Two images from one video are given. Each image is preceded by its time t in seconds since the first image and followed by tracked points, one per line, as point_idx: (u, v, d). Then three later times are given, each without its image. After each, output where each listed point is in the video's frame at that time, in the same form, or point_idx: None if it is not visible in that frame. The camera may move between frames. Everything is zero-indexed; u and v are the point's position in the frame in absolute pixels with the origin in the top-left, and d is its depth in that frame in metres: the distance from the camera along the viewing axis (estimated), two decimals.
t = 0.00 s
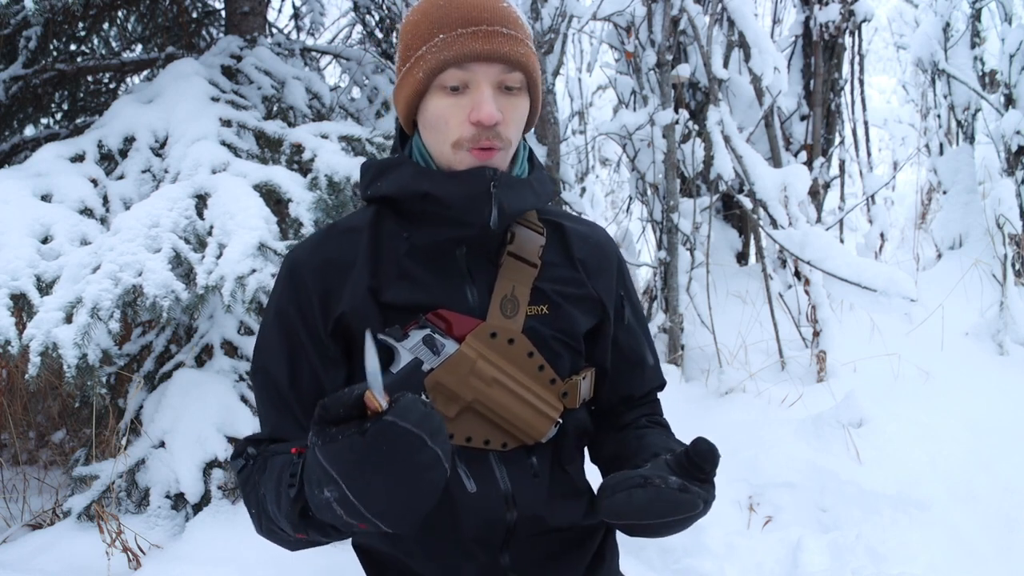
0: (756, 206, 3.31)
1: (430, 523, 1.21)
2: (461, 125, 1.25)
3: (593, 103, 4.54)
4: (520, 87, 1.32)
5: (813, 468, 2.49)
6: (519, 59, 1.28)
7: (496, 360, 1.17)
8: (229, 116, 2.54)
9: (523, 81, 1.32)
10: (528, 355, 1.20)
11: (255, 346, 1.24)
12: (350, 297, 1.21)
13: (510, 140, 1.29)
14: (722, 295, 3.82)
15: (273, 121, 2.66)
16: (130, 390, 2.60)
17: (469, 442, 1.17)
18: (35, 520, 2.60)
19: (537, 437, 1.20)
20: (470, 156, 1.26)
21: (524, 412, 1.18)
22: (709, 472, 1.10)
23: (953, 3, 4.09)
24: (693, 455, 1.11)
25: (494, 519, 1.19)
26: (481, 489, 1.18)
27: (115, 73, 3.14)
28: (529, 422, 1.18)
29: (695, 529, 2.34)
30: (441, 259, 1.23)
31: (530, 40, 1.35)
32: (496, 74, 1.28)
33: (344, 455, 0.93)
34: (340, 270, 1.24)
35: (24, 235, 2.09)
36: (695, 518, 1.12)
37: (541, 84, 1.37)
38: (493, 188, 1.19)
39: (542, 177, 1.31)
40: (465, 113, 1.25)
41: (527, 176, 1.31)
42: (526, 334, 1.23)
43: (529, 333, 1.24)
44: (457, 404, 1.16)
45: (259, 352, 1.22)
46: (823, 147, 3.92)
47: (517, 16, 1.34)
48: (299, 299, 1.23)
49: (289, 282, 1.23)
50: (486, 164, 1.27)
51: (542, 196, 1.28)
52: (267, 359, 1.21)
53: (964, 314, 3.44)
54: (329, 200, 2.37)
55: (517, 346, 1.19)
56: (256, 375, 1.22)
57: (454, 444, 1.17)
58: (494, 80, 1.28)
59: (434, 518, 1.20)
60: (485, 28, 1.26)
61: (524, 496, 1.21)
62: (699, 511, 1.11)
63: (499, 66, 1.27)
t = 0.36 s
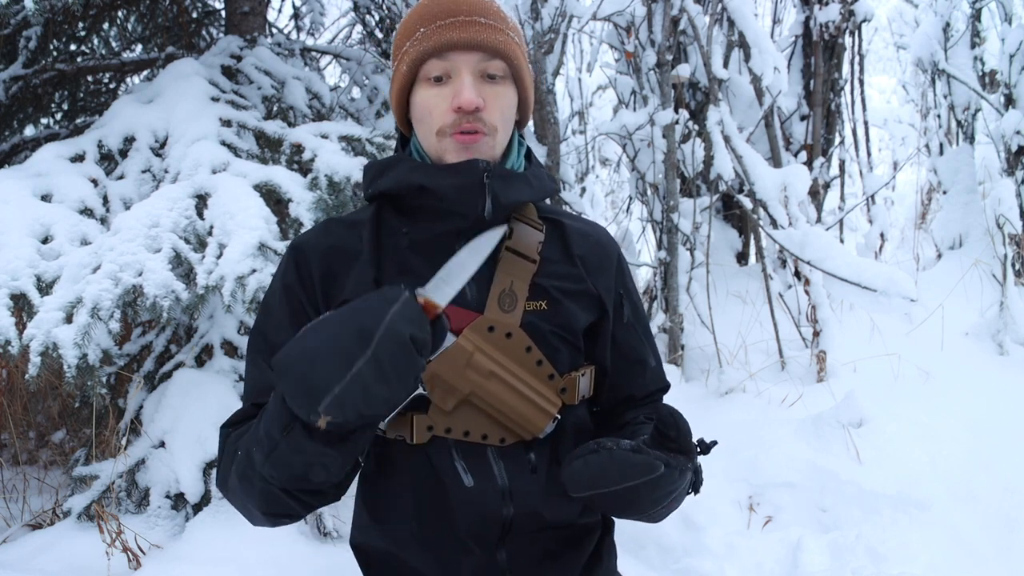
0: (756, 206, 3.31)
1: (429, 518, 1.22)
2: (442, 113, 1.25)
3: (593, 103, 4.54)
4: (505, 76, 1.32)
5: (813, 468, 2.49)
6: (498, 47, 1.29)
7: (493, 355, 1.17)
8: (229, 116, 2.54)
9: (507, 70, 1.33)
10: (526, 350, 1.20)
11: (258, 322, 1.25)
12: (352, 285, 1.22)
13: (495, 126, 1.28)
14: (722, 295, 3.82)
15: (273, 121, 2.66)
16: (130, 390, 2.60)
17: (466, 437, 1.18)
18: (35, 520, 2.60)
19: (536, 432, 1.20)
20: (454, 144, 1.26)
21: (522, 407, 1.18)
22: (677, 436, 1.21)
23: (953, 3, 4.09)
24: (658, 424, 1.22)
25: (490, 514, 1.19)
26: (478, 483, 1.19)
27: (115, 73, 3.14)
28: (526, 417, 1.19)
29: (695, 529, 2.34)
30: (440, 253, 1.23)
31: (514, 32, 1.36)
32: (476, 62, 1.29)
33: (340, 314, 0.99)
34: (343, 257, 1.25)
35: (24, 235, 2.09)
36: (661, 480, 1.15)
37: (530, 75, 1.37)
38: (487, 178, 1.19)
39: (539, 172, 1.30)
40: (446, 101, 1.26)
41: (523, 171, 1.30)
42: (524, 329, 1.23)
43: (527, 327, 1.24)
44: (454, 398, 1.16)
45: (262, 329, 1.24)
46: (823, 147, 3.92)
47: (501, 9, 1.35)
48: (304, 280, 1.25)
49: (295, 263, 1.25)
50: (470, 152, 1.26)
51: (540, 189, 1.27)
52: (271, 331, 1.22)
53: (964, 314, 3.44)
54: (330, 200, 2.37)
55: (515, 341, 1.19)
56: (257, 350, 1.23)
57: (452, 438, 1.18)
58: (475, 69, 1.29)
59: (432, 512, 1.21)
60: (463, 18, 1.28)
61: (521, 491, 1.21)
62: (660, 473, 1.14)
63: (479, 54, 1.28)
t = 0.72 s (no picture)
0: (756, 206, 3.31)
1: (427, 519, 1.22)
2: (437, 112, 1.25)
3: (593, 103, 4.54)
4: (499, 75, 1.33)
5: (812, 468, 2.49)
6: (491, 45, 1.29)
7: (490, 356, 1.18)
8: (229, 116, 2.54)
9: (500, 69, 1.33)
10: (522, 351, 1.20)
11: (252, 331, 1.24)
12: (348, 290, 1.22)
13: (490, 124, 1.28)
14: (722, 295, 3.82)
15: (273, 121, 2.66)
16: (130, 390, 2.60)
17: (464, 437, 1.18)
18: (35, 519, 2.60)
19: (532, 433, 1.20)
20: (450, 142, 1.26)
21: (518, 406, 1.18)
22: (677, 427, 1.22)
23: (953, 3, 4.09)
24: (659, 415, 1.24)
25: (488, 515, 1.19)
26: (476, 484, 1.19)
27: (115, 73, 3.14)
28: (523, 417, 1.19)
29: (695, 529, 2.34)
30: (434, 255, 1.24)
31: (506, 31, 1.36)
32: (470, 61, 1.29)
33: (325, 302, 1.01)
34: (338, 262, 1.25)
35: (24, 235, 2.09)
36: (662, 473, 1.15)
37: (523, 74, 1.37)
38: (479, 180, 1.20)
39: (534, 174, 1.29)
40: (441, 100, 1.26)
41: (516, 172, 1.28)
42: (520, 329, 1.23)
43: (523, 328, 1.24)
44: (450, 399, 1.17)
45: (257, 338, 1.23)
46: (823, 147, 3.92)
47: (492, 9, 1.36)
48: (298, 287, 1.24)
49: (289, 270, 1.24)
50: (466, 149, 1.26)
51: (533, 191, 1.26)
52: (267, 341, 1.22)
53: (964, 314, 3.44)
54: (330, 200, 2.37)
55: (511, 341, 1.19)
56: (255, 360, 1.22)
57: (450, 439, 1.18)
58: (469, 68, 1.29)
59: (431, 513, 1.22)
60: (455, 18, 1.29)
61: (519, 491, 1.21)
62: (661, 465, 1.14)
63: (472, 53, 1.29)
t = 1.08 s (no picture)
0: (756, 206, 3.31)
1: (424, 519, 1.22)
2: (428, 110, 1.25)
3: (593, 103, 4.53)
4: (490, 72, 1.32)
5: (812, 468, 2.49)
6: (482, 41, 1.29)
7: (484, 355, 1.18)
8: (229, 116, 2.54)
9: (492, 65, 1.32)
10: (516, 350, 1.21)
11: (250, 335, 1.24)
12: (341, 291, 1.22)
13: (481, 121, 1.28)
14: (722, 295, 3.82)
15: (272, 121, 2.66)
16: (130, 390, 2.60)
17: (460, 438, 1.19)
18: (35, 520, 2.60)
19: (528, 433, 1.20)
20: (441, 139, 1.25)
21: (512, 406, 1.18)
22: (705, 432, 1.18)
23: (953, 3, 4.09)
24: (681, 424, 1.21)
25: (484, 515, 1.19)
26: (472, 484, 1.19)
27: (115, 73, 3.14)
28: (517, 416, 1.19)
29: (695, 529, 2.34)
30: (428, 255, 1.24)
31: (497, 27, 1.36)
32: (461, 57, 1.29)
33: (343, 337, 1.01)
34: (334, 264, 1.25)
35: (24, 235, 2.09)
36: (675, 462, 1.12)
37: (516, 70, 1.37)
38: (472, 180, 1.19)
39: (527, 172, 1.28)
40: (432, 97, 1.26)
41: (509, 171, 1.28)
42: (515, 329, 1.23)
43: (517, 327, 1.24)
44: (445, 400, 1.17)
45: (254, 342, 1.23)
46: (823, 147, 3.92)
47: (483, 5, 1.36)
48: (294, 289, 1.24)
49: (285, 273, 1.24)
50: (457, 146, 1.25)
51: (527, 188, 1.25)
52: (263, 344, 1.22)
53: (964, 314, 3.44)
54: (330, 200, 2.37)
55: (505, 341, 1.20)
56: (251, 363, 1.22)
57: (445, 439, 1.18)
58: (459, 64, 1.29)
59: (427, 515, 1.22)
60: (446, 14, 1.29)
61: (516, 491, 1.21)
62: (676, 455, 1.12)
63: (463, 49, 1.29)
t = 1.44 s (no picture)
0: (756, 206, 3.31)
1: (425, 519, 1.22)
2: (418, 111, 1.26)
3: (593, 103, 4.53)
4: (484, 71, 1.31)
5: (812, 469, 2.50)
6: (475, 40, 1.28)
7: (483, 355, 1.19)
8: (229, 116, 2.54)
9: (487, 65, 1.32)
10: (517, 349, 1.21)
11: (246, 342, 1.25)
12: (338, 293, 1.22)
13: (472, 122, 1.28)
14: (722, 295, 3.82)
15: (272, 121, 2.66)
16: (130, 390, 2.60)
17: (460, 439, 1.19)
18: (35, 520, 2.60)
19: (529, 433, 1.20)
20: (430, 141, 1.27)
21: (513, 406, 1.18)
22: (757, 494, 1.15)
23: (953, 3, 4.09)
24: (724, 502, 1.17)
25: (486, 517, 1.18)
26: (473, 486, 1.18)
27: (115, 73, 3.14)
28: (519, 416, 1.19)
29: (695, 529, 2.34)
30: (425, 255, 1.24)
31: (495, 26, 1.34)
32: (453, 57, 1.29)
33: (298, 371, 1.02)
34: (329, 267, 1.25)
35: (24, 235, 2.09)
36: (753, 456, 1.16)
37: (512, 69, 1.36)
38: (468, 179, 1.18)
39: (525, 170, 1.28)
40: (422, 98, 1.27)
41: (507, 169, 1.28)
42: (515, 328, 1.23)
43: (518, 327, 1.24)
44: (445, 401, 1.18)
45: (250, 349, 1.24)
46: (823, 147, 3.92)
47: (481, 4, 1.34)
48: (290, 293, 1.25)
49: (281, 276, 1.25)
50: (446, 147, 1.26)
51: (526, 186, 1.25)
52: (258, 351, 1.22)
53: (964, 314, 3.44)
54: (330, 200, 2.37)
55: (505, 341, 1.20)
56: (247, 371, 1.23)
57: (446, 441, 1.19)
58: (452, 64, 1.29)
59: (427, 516, 1.22)
60: (439, 13, 1.28)
61: (517, 492, 1.20)
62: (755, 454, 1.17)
63: (455, 49, 1.28)
